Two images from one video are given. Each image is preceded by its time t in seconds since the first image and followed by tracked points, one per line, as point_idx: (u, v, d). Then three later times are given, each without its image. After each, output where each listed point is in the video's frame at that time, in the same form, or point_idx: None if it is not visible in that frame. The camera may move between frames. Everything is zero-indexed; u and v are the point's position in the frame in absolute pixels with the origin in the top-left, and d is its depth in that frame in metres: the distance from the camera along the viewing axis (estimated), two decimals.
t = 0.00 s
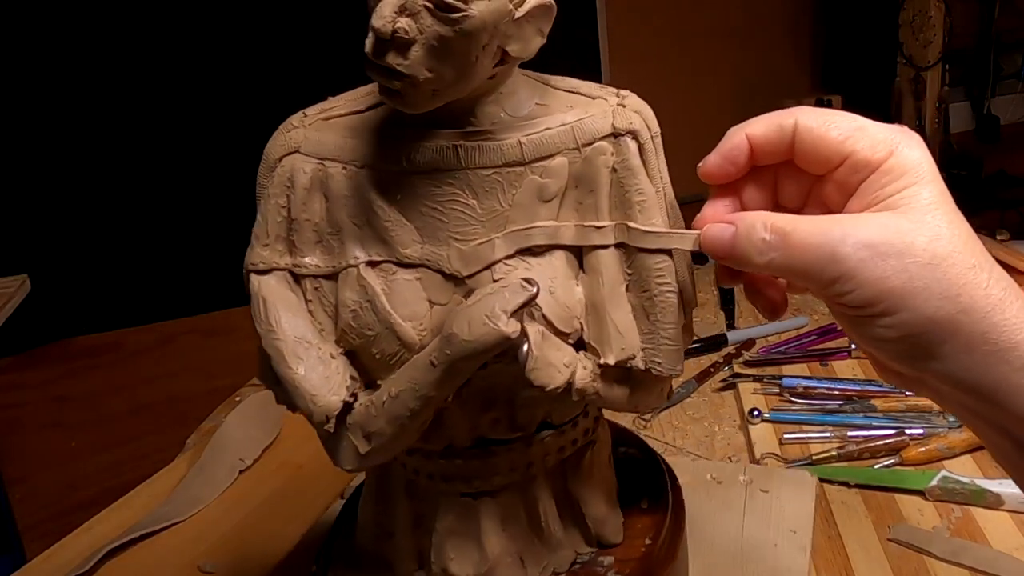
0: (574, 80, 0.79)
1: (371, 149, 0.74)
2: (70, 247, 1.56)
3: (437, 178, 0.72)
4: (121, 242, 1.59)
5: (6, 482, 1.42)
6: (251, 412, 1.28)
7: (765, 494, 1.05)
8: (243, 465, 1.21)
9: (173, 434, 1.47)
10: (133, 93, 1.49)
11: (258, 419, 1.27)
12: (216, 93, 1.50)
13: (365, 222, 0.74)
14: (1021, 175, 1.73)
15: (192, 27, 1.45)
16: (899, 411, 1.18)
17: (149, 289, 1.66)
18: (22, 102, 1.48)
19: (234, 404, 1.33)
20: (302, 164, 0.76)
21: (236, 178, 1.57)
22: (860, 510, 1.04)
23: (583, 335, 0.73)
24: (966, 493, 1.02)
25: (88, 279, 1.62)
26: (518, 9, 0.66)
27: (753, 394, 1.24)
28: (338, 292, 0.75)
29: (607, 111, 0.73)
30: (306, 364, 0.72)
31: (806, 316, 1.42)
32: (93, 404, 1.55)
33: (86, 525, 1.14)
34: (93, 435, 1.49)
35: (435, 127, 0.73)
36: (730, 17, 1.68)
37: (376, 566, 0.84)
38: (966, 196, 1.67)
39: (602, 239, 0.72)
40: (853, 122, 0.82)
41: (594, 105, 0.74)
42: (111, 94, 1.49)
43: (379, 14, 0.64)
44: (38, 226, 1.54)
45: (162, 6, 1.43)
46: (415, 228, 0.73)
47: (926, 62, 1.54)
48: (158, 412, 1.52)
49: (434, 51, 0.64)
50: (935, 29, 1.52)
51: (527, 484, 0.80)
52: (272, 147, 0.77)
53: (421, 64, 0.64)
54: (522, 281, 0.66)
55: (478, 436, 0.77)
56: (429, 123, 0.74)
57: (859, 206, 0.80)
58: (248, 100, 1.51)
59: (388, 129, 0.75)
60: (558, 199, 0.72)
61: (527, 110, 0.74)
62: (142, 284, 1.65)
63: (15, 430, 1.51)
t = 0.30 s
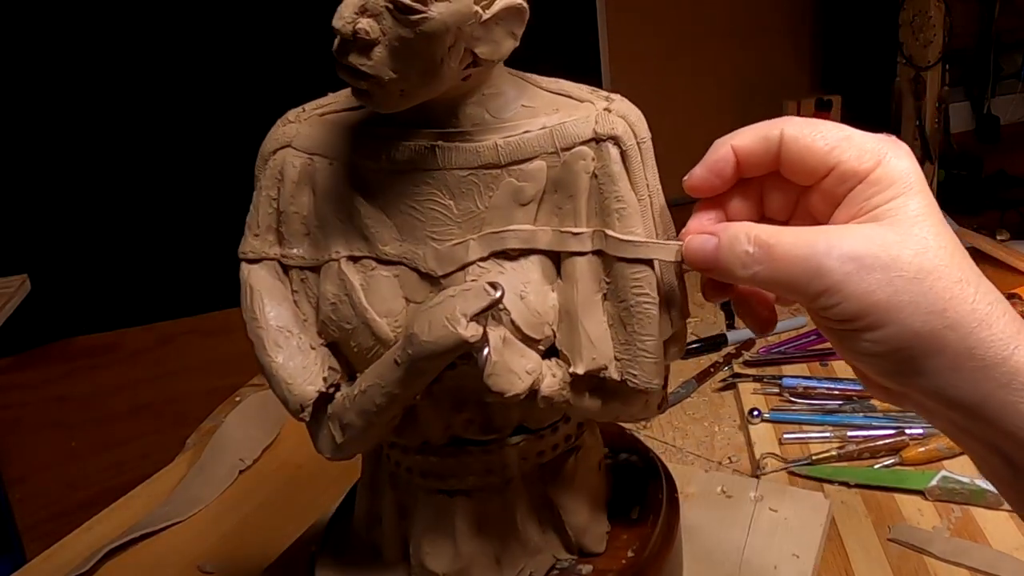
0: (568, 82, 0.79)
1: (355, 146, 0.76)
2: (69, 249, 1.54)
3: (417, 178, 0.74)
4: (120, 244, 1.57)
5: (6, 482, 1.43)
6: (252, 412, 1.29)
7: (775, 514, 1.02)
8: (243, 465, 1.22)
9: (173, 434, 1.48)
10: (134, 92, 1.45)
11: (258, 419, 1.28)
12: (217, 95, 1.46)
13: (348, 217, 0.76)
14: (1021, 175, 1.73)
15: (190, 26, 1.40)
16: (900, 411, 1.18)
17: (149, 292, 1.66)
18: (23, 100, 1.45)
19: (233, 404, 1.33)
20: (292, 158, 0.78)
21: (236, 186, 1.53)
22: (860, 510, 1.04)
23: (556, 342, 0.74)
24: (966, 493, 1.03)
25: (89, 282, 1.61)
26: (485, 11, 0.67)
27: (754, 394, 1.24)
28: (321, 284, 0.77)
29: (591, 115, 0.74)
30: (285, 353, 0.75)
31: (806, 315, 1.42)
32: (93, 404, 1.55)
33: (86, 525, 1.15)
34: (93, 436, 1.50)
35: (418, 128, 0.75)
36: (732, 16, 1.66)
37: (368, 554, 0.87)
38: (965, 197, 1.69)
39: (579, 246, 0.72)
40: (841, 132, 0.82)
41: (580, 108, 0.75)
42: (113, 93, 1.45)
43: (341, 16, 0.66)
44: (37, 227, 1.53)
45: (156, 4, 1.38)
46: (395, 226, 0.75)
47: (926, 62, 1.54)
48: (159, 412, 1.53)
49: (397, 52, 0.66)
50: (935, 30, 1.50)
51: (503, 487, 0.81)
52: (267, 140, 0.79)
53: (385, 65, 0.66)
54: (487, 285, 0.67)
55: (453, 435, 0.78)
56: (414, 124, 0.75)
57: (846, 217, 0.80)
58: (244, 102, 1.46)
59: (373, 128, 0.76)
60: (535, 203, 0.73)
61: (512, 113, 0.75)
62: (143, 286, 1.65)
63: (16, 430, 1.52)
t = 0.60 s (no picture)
0: (567, 83, 0.79)
1: (352, 146, 0.76)
2: (69, 248, 1.54)
3: (413, 179, 0.74)
4: (119, 243, 1.56)
5: (6, 482, 1.43)
6: (252, 412, 1.29)
7: (775, 517, 1.02)
8: (243, 465, 1.22)
9: (173, 434, 1.49)
10: (133, 92, 1.45)
11: (258, 419, 1.28)
12: (215, 95, 1.46)
13: (345, 216, 0.76)
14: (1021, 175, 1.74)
15: (189, 25, 1.40)
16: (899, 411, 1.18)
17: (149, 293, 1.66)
18: (23, 100, 1.45)
19: (233, 404, 1.33)
20: (291, 157, 0.78)
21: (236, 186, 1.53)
22: (860, 510, 1.04)
23: (551, 343, 0.73)
24: (966, 493, 1.03)
25: (88, 284, 1.61)
26: (481, 12, 0.67)
27: (753, 394, 1.24)
28: (319, 284, 0.77)
29: (589, 115, 0.74)
30: (282, 352, 0.75)
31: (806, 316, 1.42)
32: (93, 404, 1.56)
33: (86, 524, 1.15)
34: (94, 435, 1.50)
35: (417, 128, 0.75)
36: (732, 16, 1.65)
37: (368, 552, 0.87)
38: (964, 198, 1.71)
39: (575, 247, 0.73)
40: (827, 137, 0.82)
41: (578, 108, 0.75)
42: (112, 93, 1.45)
43: (336, 16, 0.66)
44: (37, 226, 1.52)
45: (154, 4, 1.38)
46: (392, 225, 0.75)
47: (926, 62, 1.55)
48: (158, 413, 1.53)
49: (392, 52, 0.66)
50: (935, 30, 1.51)
51: (499, 487, 0.81)
52: (268, 140, 0.79)
53: (380, 64, 0.66)
54: (482, 286, 0.67)
55: (449, 435, 0.78)
56: (412, 125, 0.75)
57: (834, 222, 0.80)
58: (242, 101, 1.46)
59: (370, 128, 0.76)
60: (532, 204, 0.73)
61: (509, 113, 0.75)
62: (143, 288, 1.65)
63: (16, 430, 1.52)
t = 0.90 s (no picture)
0: (566, 83, 0.79)
1: (351, 146, 0.76)
2: (69, 248, 1.54)
3: (412, 178, 0.74)
4: (119, 244, 1.56)
5: (6, 482, 1.43)
6: (252, 412, 1.29)
7: (776, 518, 1.02)
8: (243, 465, 1.22)
9: (173, 434, 1.49)
10: (133, 92, 1.44)
11: (258, 419, 1.28)
12: (215, 95, 1.45)
13: (345, 216, 0.76)
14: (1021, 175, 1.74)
15: (188, 25, 1.40)
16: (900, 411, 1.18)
17: (149, 293, 1.66)
18: (23, 99, 1.45)
19: (233, 404, 1.33)
20: (291, 157, 0.78)
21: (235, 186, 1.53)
22: (860, 510, 1.04)
23: (551, 343, 0.73)
24: (966, 493, 1.03)
25: (89, 285, 1.61)
26: (480, 12, 0.67)
27: (753, 394, 1.24)
28: (319, 283, 0.77)
29: (589, 116, 0.74)
30: (282, 351, 0.75)
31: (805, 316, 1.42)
32: (94, 404, 1.56)
33: (86, 524, 1.15)
34: (94, 435, 1.50)
35: (416, 127, 0.75)
36: (732, 16, 1.65)
37: (367, 552, 0.87)
38: (964, 198, 1.71)
39: (575, 247, 0.73)
40: (819, 131, 0.82)
41: (577, 108, 0.75)
42: (112, 93, 1.45)
43: (335, 16, 0.66)
44: (37, 226, 1.52)
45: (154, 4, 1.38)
46: (392, 225, 0.75)
47: (926, 62, 1.56)
48: (159, 413, 1.53)
49: (391, 52, 0.66)
50: (935, 29, 1.53)
51: (498, 487, 0.81)
52: (267, 140, 0.79)
53: (379, 64, 0.66)
54: (481, 286, 0.67)
55: (448, 434, 0.78)
56: (412, 124, 0.75)
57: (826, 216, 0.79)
58: (242, 101, 1.46)
59: (370, 128, 0.76)
60: (531, 204, 0.73)
61: (508, 113, 0.75)
62: (143, 288, 1.65)
63: (15, 430, 1.52)
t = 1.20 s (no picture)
0: (565, 83, 0.79)
1: (349, 146, 0.76)
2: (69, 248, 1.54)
3: (410, 179, 0.74)
4: (119, 244, 1.56)
5: (6, 482, 1.43)
6: (252, 412, 1.29)
7: (775, 518, 1.02)
8: (243, 465, 1.21)
9: (173, 434, 1.49)
10: (132, 92, 1.44)
11: (257, 419, 1.28)
12: (214, 95, 1.45)
13: (343, 217, 0.76)
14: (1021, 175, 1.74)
15: (188, 25, 1.40)
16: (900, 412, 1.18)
17: (149, 293, 1.66)
18: (23, 99, 1.45)
19: (233, 404, 1.33)
20: (290, 157, 0.78)
21: (234, 186, 1.53)
22: (860, 511, 1.04)
23: (550, 343, 0.73)
24: (966, 493, 1.03)
25: (89, 285, 1.61)
26: (478, 11, 0.67)
27: (753, 394, 1.24)
28: (318, 283, 0.77)
29: (587, 116, 0.74)
30: (281, 351, 0.75)
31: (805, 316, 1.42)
32: (94, 404, 1.56)
33: (86, 524, 1.15)
34: (94, 435, 1.50)
35: (414, 128, 0.75)
36: (732, 16, 1.65)
37: (366, 552, 0.87)
38: (964, 198, 1.71)
39: (574, 247, 0.72)
40: (808, 132, 0.82)
41: (576, 109, 0.75)
42: (112, 93, 1.45)
43: (332, 16, 0.66)
44: (37, 226, 1.52)
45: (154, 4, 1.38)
46: (390, 225, 0.75)
47: (926, 62, 1.56)
48: (158, 413, 1.53)
49: (388, 52, 0.66)
50: (935, 29, 1.53)
51: (497, 487, 0.81)
52: (267, 139, 0.79)
53: (376, 65, 0.66)
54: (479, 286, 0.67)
55: (446, 434, 0.78)
56: (410, 125, 0.75)
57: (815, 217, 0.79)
58: (242, 101, 1.46)
59: (368, 128, 0.76)
60: (530, 204, 0.73)
61: (507, 113, 0.75)
62: (143, 288, 1.64)
63: (15, 430, 1.52)
